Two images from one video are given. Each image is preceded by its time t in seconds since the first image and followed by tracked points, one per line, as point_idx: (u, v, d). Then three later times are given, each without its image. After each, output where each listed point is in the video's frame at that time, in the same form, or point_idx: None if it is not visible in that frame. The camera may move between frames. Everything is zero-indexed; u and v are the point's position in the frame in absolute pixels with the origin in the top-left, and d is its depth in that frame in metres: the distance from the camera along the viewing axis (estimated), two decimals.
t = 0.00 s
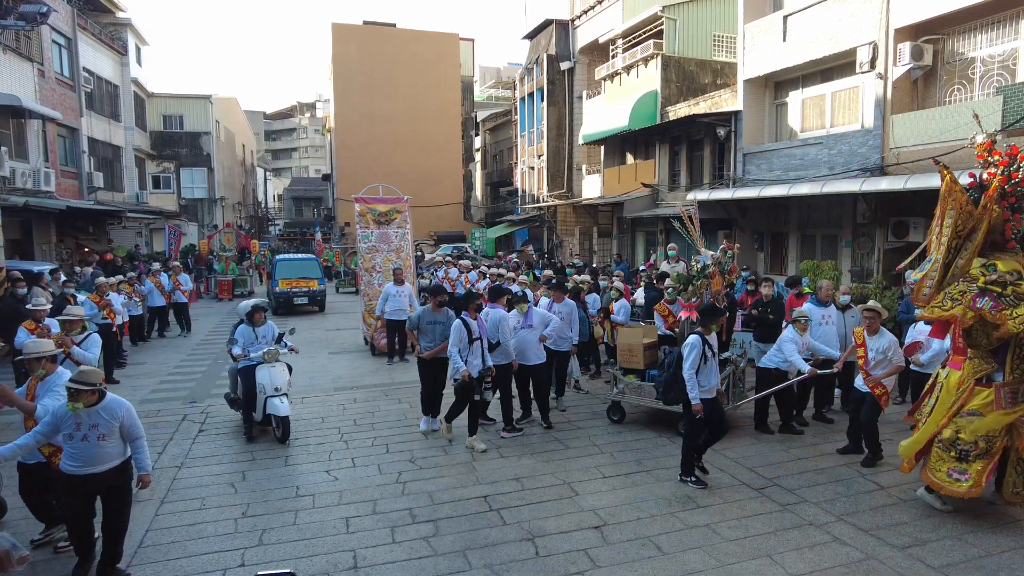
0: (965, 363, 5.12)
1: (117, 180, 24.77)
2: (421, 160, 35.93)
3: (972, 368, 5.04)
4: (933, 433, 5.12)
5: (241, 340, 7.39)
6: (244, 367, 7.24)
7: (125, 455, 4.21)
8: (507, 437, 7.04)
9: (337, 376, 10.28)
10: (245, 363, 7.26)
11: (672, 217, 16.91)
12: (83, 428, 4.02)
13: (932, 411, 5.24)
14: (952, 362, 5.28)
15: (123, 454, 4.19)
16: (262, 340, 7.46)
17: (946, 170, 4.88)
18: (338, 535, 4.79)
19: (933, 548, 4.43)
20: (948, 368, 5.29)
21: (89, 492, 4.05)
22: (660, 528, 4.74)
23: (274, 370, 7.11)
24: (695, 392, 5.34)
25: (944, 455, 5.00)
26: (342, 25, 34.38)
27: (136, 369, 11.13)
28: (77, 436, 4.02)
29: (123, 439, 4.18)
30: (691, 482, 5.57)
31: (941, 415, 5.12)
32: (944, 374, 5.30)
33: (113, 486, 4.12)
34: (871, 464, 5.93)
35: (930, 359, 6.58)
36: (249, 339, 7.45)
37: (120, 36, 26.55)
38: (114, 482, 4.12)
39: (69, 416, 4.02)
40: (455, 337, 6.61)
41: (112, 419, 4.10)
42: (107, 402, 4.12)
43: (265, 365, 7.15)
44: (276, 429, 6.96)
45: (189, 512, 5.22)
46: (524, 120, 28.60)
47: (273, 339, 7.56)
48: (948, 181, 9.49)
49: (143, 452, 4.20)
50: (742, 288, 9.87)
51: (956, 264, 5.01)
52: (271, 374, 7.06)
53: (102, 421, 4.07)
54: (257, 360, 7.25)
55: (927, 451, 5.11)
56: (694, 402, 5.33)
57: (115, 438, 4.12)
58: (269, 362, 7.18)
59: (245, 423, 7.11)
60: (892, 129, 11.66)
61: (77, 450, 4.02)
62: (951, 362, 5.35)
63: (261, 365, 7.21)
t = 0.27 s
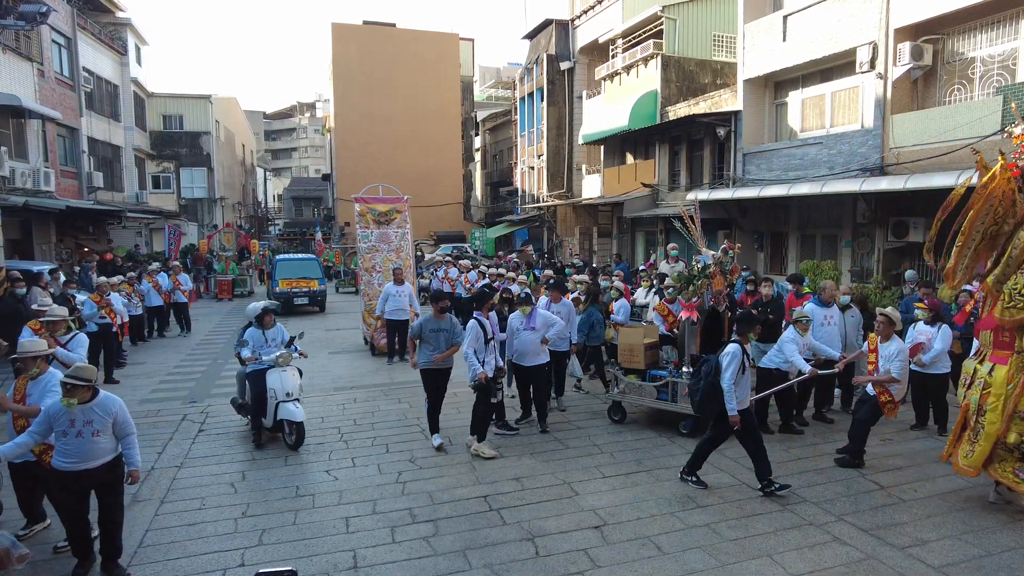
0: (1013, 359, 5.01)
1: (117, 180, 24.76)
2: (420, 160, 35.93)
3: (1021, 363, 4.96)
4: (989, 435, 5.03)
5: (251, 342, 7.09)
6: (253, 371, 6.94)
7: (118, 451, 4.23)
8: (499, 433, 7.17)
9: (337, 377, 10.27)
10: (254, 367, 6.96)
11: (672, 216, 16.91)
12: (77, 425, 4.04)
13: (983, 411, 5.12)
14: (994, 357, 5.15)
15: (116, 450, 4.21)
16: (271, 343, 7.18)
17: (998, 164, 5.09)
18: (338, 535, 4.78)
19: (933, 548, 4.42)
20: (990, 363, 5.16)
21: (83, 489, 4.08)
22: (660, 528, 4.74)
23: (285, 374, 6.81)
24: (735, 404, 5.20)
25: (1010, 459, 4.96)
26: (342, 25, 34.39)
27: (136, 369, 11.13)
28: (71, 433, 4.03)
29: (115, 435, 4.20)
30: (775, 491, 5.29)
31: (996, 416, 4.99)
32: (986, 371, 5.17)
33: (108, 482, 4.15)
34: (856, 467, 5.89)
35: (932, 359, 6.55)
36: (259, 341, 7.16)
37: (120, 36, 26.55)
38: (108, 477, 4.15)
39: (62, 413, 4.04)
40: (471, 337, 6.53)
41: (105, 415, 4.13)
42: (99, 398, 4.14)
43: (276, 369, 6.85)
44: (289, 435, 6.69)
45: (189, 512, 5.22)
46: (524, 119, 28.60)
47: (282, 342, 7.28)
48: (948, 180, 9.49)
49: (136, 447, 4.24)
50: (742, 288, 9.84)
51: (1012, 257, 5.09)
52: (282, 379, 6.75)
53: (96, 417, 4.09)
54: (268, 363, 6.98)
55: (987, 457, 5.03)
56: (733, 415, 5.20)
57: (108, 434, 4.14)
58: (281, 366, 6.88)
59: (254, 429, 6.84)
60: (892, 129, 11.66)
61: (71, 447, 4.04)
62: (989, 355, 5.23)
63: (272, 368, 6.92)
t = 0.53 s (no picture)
0: None
1: (117, 180, 24.76)
2: (420, 160, 35.92)
3: None
4: None
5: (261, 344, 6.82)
6: (265, 376, 6.68)
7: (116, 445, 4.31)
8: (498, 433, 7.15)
9: (337, 377, 10.26)
10: (266, 371, 6.69)
11: (672, 216, 16.90)
12: (78, 421, 4.10)
13: None
14: None
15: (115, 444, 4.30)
16: (282, 345, 6.91)
17: None
18: (338, 535, 4.78)
19: (934, 548, 4.42)
20: None
21: (84, 483, 4.13)
22: (660, 528, 4.74)
23: (300, 378, 6.60)
24: (781, 403, 5.08)
25: None
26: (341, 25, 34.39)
27: (136, 369, 11.13)
28: (73, 428, 4.09)
29: (114, 429, 4.29)
30: (778, 495, 5.28)
31: None
32: None
33: (108, 476, 4.23)
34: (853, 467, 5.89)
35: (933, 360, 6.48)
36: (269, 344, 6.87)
37: (120, 35, 26.54)
38: (108, 472, 4.22)
39: (62, 410, 4.08)
40: (489, 344, 6.27)
41: (105, 410, 4.21)
42: (99, 394, 4.21)
43: (291, 373, 6.62)
44: (305, 440, 6.50)
45: (189, 512, 5.22)
46: (524, 119, 28.60)
47: (291, 345, 6.99)
48: (948, 180, 9.48)
49: (134, 441, 4.36)
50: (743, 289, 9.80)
51: None
52: (297, 383, 6.55)
53: (97, 412, 4.17)
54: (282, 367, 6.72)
55: None
56: (780, 412, 5.06)
57: (108, 428, 4.23)
58: (294, 370, 6.67)
59: (268, 435, 6.61)
60: (892, 129, 11.66)
61: (72, 442, 4.09)
62: None
63: (285, 373, 6.69)
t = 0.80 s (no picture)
0: None
1: (116, 180, 24.76)
2: (420, 160, 35.92)
3: None
4: None
5: (272, 348, 6.62)
6: (276, 381, 6.55)
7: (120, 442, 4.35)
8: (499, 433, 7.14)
9: (336, 377, 10.25)
10: (277, 377, 6.55)
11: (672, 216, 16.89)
12: (85, 417, 4.12)
13: None
14: None
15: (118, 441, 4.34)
16: (293, 348, 6.73)
17: None
18: (338, 535, 4.77)
19: (934, 548, 4.42)
20: None
21: (91, 480, 4.14)
22: (660, 528, 4.74)
23: (313, 383, 6.43)
24: (827, 414, 4.84)
25: None
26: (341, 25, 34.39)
27: (136, 369, 11.14)
28: (80, 425, 4.10)
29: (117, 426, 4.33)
30: (863, 510, 4.91)
31: None
32: None
33: (113, 473, 4.25)
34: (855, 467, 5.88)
35: (934, 359, 6.50)
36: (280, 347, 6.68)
37: (120, 35, 26.54)
38: (113, 468, 4.25)
39: (70, 407, 4.09)
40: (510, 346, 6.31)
41: (111, 406, 4.26)
42: (103, 391, 4.24)
43: (304, 377, 6.44)
44: (319, 446, 6.32)
45: (188, 512, 5.22)
46: (524, 119, 28.60)
47: (302, 348, 6.81)
48: (948, 180, 9.47)
49: (136, 436, 4.43)
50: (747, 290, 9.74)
51: None
52: (310, 387, 6.38)
53: (104, 408, 4.21)
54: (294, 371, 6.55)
55: None
56: (825, 424, 4.82)
57: (113, 425, 4.27)
58: (308, 374, 6.49)
59: (281, 441, 6.44)
60: (892, 129, 11.66)
61: (79, 439, 4.10)
62: None
63: (298, 377, 6.52)
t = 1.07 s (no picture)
0: None
1: (116, 180, 24.76)
2: (420, 160, 35.93)
3: None
4: None
5: (281, 353, 6.35)
6: (287, 386, 6.30)
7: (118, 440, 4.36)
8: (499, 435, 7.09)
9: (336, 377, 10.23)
10: (288, 381, 6.32)
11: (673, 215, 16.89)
12: (87, 415, 4.13)
13: None
14: None
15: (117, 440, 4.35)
16: (305, 351, 6.51)
17: None
18: (338, 535, 4.78)
19: (934, 548, 4.42)
20: None
21: (93, 480, 4.14)
22: (659, 528, 4.73)
23: (328, 386, 6.23)
24: (888, 417, 4.64)
25: None
26: (341, 25, 34.38)
27: (136, 369, 11.15)
28: (82, 423, 4.11)
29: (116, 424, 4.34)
30: (866, 512, 4.91)
31: None
32: None
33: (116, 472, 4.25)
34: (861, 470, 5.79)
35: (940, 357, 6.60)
36: (291, 351, 6.42)
37: (120, 35, 26.53)
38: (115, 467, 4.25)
39: (71, 405, 4.09)
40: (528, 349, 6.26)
41: (111, 405, 4.28)
42: (104, 389, 4.26)
43: (319, 381, 6.24)
44: (336, 451, 6.17)
45: (188, 512, 5.22)
46: (523, 119, 28.60)
47: (312, 351, 6.60)
48: (948, 180, 9.46)
49: (134, 435, 4.46)
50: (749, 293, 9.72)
51: None
52: (325, 391, 6.18)
53: (104, 406, 4.23)
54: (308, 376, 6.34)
55: None
56: (888, 427, 4.62)
57: (113, 423, 4.29)
58: (322, 377, 6.28)
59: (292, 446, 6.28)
60: (892, 129, 11.65)
61: (81, 437, 4.11)
62: None
63: (312, 380, 6.30)
